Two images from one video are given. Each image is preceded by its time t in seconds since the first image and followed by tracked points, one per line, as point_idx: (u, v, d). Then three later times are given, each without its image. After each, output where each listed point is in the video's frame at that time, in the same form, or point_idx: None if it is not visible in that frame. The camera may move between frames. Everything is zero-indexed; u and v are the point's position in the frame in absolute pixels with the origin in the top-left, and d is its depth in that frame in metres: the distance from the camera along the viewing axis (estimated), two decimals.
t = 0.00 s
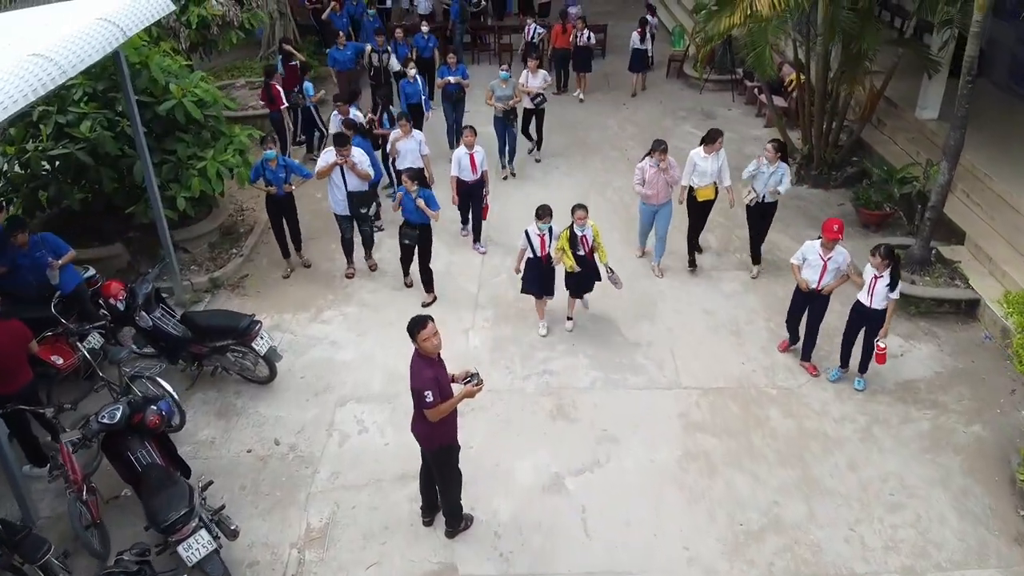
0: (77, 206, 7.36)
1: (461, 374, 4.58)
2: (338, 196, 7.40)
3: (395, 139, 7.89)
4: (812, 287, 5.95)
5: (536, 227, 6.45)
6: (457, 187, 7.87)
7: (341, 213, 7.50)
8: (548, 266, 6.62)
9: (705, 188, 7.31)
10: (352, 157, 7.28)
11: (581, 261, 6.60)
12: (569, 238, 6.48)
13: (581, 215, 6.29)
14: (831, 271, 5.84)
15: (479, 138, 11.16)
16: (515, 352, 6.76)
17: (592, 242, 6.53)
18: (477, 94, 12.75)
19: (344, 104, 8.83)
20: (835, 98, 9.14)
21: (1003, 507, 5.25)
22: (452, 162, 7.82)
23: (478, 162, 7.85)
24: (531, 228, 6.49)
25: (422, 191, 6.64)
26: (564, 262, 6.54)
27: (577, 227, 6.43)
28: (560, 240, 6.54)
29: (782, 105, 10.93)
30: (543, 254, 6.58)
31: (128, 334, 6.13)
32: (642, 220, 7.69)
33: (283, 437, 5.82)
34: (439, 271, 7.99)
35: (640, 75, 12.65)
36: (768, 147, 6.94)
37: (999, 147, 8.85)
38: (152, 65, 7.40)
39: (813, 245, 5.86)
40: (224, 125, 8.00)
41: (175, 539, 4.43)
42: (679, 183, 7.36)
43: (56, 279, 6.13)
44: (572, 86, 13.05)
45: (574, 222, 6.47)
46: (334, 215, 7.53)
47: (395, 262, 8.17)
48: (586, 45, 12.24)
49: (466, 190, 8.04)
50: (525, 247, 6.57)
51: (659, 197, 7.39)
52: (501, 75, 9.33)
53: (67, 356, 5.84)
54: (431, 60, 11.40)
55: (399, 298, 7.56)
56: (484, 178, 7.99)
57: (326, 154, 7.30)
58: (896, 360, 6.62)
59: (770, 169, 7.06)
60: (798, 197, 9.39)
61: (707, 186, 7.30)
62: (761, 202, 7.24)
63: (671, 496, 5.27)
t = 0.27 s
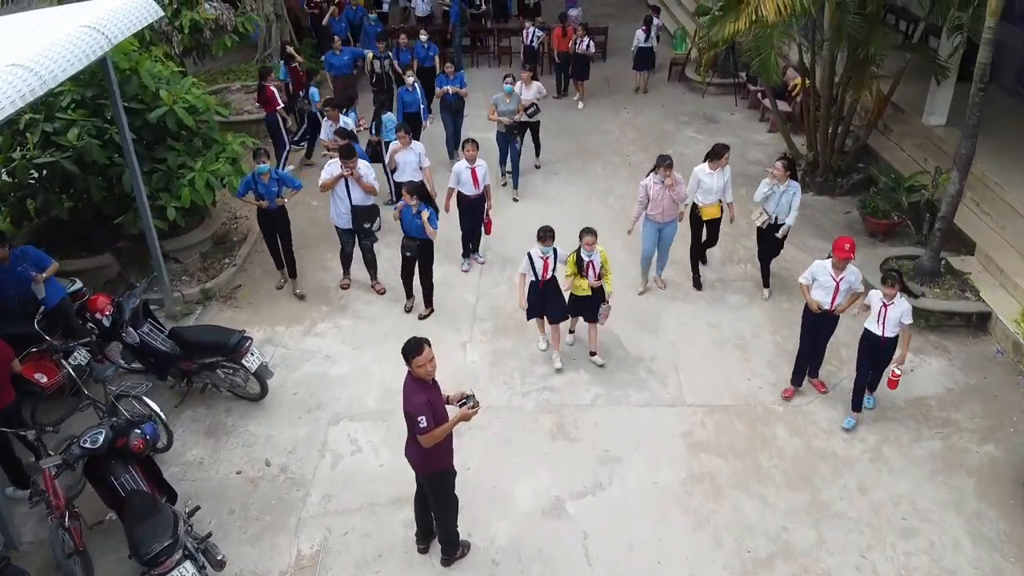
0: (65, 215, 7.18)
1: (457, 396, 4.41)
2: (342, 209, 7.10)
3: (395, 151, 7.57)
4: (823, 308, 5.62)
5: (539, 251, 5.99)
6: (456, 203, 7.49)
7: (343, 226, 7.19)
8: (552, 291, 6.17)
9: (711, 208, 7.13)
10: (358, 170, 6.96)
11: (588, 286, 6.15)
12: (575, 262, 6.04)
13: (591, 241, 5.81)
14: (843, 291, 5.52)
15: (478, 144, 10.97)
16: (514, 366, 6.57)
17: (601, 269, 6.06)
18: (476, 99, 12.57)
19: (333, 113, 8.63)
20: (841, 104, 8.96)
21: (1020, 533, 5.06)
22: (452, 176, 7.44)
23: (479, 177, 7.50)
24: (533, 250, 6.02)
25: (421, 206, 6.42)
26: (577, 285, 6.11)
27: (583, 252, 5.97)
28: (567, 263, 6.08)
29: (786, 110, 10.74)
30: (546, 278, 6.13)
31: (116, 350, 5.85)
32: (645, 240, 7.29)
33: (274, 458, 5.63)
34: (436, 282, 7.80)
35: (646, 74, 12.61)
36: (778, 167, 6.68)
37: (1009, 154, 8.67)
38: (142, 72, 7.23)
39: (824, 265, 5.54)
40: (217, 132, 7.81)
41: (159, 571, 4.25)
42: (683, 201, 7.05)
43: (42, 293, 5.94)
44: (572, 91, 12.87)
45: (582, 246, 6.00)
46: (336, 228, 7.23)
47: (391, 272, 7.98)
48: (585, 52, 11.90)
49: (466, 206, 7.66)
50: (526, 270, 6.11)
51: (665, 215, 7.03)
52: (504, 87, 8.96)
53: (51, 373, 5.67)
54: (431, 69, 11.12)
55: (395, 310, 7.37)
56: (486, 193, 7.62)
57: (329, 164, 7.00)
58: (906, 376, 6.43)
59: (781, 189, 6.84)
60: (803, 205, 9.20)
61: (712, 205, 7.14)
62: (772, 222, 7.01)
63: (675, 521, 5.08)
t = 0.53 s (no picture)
0: (53, 227, 6.99)
1: (451, 421, 4.19)
2: (347, 220, 6.79)
3: (393, 169, 7.30)
4: (838, 335, 5.38)
5: (549, 280, 5.66)
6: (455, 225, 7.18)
7: (348, 241, 6.89)
8: (562, 320, 5.87)
9: (718, 227, 6.80)
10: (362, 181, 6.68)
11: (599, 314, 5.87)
12: (585, 287, 5.75)
13: (603, 263, 5.56)
14: (854, 314, 5.32)
15: (477, 150, 10.77)
16: (514, 383, 6.37)
17: (613, 295, 5.80)
18: (475, 104, 12.38)
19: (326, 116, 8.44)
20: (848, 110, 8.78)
21: None
22: (449, 198, 7.16)
23: (478, 197, 7.20)
24: (543, 279, 5.69)
25: (418, 225, 6.11)
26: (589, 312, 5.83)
27: (594, 277, 5.69)
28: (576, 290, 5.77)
29: (791, 115, 10.55)
30: (555, 307, 5.82)
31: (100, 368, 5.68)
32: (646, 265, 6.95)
33: (265, 482, 5.44)
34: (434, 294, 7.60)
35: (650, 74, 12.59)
36: (789, 186, 6.43)
37: (1019, 162, 8.47)
38: (131, 79, 7.05)
39: (829, 290, 5.34)
40: (209, 141, 7.62)
41: None
42: (686, 222, 6.73)
43: (21, 311, 5.76)
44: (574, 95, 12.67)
45: (592, 270, 5.73)
46: (339, 243, 6.92)
47: (388, 284, 7.79)
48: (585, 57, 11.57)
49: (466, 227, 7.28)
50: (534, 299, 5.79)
51: (666, 238, 6.75)
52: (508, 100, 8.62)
53: (35, 394, 5.50)
54: (432, 75, 10.86)
55: (391, 323, 7.17)
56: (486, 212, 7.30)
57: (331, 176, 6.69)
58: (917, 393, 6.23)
59: (793, 206, 6.59)
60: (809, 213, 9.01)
61: (718, 224, 6.82)
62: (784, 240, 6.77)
63: (682, 549, 4.89)
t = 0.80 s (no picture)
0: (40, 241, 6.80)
1: (445, 448, 3.95)
2: (346, 237, 6.46)
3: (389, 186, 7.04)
4: (851, 361, 5.14)
5: (556, 315, 5.12)
6: (455, 245, 6.79)
7: (347, 258, 6.52)
8: (570, 359, 5.29)
9: (733, 252, 6.31)
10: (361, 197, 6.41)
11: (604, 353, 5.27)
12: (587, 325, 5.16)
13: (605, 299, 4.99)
14: (865, 337, 5.10)
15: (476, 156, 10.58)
16: (514, 402, 6.17)
17: (617, 331, 5.18)
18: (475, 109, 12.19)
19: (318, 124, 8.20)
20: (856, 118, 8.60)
21: None
22: (448, 216, 6.75)
23: (477, 215, 6.81)
24: (550, 314, 5.15)
25: (412, 244, 5.90)
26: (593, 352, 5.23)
27: (595, 313, 5.10)
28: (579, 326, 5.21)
29: (796, 121, 10.36)
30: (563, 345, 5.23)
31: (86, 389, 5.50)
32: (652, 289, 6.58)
33: (255, 508, 5.24)
34: (432, 307, 7.41)
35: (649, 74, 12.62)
36: (805, 212, 5.95)
37: None
38: (120, 87, 6.84)
39: (836, 316, 5.09)
40: (202, 151, 7.42)
41: None
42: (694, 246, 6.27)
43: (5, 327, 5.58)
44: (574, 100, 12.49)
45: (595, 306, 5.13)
46: (339, 260, 6.54)
47: (384, 296, 7.60)
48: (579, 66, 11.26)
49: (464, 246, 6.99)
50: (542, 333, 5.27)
51: (672, 261, 6.33)
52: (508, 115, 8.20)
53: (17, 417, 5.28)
54: (433, 85, 10.61)
55: (387, 338, 6.98)
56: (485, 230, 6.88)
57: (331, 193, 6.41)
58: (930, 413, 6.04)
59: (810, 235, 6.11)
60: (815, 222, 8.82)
61: (733, 249, 6.33)
62: (799, 270, 6.28)
63: None
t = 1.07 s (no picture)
0: (24, 254, 6.59)
1: (435, 476, 3.73)
2: (343, 259, 6.16)
3: (385, 202, 6.73)
4: (867, 391, 4.91)
5: (563, 352, 4.77)
6: (458, 271, 6.35)
7: (346, 280, 6.22)
8: (575, 398, 4.97)
9: (748, 276, 5.97)
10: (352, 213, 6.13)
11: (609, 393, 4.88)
12: (593, 360, 4.78)
13: (614, 334, 4.63)
14: (883, 366, 4.85)
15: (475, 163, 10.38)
16: (513, 421, 5.96)
17: (626, 370, 4.80)
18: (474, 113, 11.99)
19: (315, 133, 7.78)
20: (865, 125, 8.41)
21: None
22: (453, 240, 6.31)
23: (483, 240, 6.36)
24: (556, 351, 4.80)
25: (404, 264, 5.59)
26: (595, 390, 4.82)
27: (602, 347, 4.75)
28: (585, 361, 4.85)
29: (802, 127, 10.16)
30: (571, 384, 4.90)
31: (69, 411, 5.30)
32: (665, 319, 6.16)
33: (244, 536, 5.04)
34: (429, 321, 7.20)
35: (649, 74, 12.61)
36: (823, 232, 5.59)
37: None
38: (107, 95, 6.62)
39: (854, 342, 4.89)
40: (193, 161, 7.22)
41: None
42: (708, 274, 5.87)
43: None
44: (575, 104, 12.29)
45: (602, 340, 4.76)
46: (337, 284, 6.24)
47: (380, 310, 7.39)
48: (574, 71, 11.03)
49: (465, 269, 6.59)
50: (547, 374, 4.91)
51: (686, 290, 5.91)
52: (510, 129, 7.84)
53: None
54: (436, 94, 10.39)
55: (383, 353, 6.77)
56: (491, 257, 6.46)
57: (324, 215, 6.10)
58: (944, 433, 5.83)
59: (826, 258, 5.73)
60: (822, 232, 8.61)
61: (749, 273, 5.97)
62: (816, 294, 5.94)
63: None
